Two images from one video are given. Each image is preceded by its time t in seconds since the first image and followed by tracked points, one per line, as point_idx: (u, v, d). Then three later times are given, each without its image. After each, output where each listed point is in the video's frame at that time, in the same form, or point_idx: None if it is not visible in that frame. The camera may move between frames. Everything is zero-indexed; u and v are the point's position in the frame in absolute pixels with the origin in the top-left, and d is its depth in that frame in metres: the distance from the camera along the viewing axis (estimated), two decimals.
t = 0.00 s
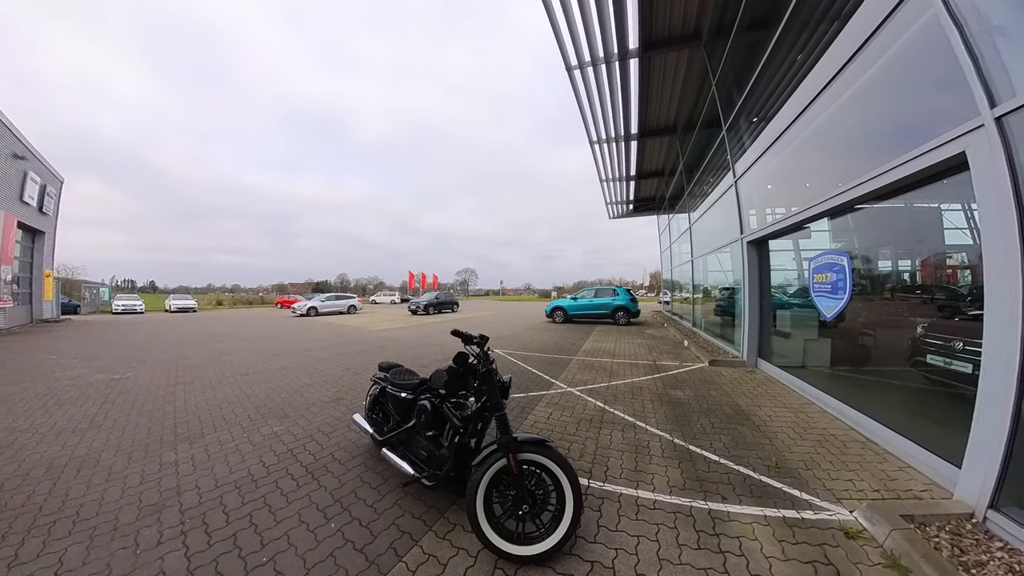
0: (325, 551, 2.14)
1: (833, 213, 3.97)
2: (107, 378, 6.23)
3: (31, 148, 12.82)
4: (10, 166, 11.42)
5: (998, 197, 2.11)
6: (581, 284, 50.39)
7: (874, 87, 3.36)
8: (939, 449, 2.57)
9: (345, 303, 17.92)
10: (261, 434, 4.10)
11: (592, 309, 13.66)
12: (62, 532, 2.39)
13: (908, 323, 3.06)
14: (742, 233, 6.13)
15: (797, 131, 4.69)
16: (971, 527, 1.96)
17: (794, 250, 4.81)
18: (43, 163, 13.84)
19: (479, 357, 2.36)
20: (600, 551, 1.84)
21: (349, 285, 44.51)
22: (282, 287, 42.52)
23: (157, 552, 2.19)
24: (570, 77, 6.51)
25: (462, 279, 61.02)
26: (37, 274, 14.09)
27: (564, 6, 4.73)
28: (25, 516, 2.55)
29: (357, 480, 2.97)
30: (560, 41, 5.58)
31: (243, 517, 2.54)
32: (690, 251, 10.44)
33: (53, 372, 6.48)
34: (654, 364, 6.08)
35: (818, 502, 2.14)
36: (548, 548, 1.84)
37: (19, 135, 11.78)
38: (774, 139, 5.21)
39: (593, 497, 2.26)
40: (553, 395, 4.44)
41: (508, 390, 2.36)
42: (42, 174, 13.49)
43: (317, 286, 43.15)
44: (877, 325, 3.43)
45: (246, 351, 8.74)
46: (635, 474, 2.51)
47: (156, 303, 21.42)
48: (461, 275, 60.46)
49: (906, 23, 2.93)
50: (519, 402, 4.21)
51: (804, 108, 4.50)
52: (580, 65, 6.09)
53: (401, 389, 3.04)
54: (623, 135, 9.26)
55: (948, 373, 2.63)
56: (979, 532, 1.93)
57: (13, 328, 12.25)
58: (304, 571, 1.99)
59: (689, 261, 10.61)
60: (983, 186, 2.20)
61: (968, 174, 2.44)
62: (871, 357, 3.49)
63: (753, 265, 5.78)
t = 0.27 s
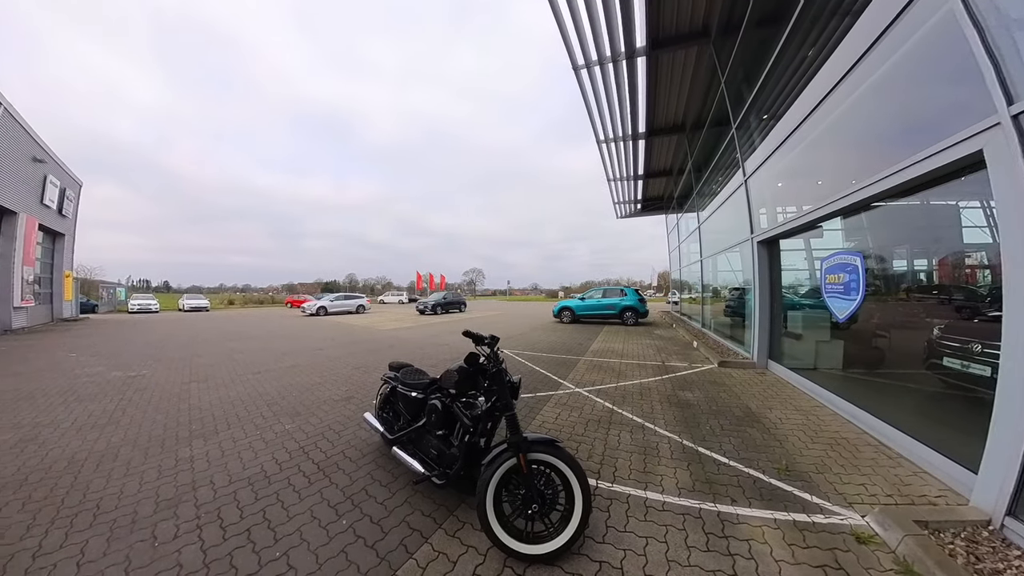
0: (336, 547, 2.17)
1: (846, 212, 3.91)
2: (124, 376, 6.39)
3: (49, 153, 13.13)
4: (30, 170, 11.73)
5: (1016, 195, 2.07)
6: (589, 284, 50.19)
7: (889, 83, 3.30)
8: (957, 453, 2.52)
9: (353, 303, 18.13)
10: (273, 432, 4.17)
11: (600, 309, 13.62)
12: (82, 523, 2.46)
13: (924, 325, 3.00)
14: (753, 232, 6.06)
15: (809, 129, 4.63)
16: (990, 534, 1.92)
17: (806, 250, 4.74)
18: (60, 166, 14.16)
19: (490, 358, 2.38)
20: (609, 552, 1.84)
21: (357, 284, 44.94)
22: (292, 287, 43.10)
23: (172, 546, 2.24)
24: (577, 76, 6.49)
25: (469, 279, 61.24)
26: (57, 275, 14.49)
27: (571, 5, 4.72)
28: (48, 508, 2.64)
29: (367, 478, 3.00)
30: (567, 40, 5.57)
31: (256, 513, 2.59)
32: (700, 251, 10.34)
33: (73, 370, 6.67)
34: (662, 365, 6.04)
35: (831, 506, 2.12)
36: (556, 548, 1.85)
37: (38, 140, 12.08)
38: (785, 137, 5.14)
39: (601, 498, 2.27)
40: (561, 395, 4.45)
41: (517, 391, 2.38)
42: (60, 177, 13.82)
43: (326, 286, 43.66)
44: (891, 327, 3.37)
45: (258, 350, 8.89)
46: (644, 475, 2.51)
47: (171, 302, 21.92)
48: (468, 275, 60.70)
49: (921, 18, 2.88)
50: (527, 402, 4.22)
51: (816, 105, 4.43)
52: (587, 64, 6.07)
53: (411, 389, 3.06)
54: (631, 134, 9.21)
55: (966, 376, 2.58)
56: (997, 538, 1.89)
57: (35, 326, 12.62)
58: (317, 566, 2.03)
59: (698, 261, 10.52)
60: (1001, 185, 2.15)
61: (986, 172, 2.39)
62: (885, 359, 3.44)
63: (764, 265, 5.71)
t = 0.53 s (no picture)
0: (348, 543, 2.20)
1: (866, 210, 3.79)
2: (146, 373, 6.60)
3: (76, 159, 13.63)
4: (58, 176, 12.19)
5: None
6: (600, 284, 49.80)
7: (912, 74, 3.18)
8: (987, 462, 2.42)
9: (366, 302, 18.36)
10: (288, 428, 4.25)
11: (611, 309, 13.50)
12: (106, 513, 2.55)
13: (951, 327, 2.89)
14: (769, 231, 5.92)
15: (828, 123, 4.49)
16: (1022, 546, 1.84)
17: (824, 248, 4.62)
18: (87, 172, 14.69)
19: (503, 358, 2.38)
20: (621, 556, 1.82)
21: (369, 284, 45.49)
22: (306, 286, 43.89)
23: (191, 537, 2.31)
24: (586, 73, 6.44)
25: (479, 279, 61.44)
26: (84, 275, 15.05)
27: (580, 2, 4.68)
28: (74, 497, 2.74)
29: (378, 476, 3.04)
30: (576, 38, 5.53)
31: (271, 507, 2.65)
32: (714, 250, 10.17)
33: (99, 366, 6.92)
34: (675, 366, 5.96)
35: (851, 515, 2.05)
36: (568, 550, 1.84)
37: (66, 147, 12.55)
38: (803, 132, 5.01)
39: (614, 501, 2.25)
40: (573, 396, 4.43)
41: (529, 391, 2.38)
42: (86, 182, 14.33)
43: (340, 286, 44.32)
44: (916, 328, 3.26)
45: (274, 349, 9.08)
46: (657, 478, 2.48)
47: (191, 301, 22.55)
48: (479, 275, 60.89)
49: (946, 7, 2.77)
50: (539, 403, 4.20)
51: (834, 98, 4.30)
52: (597, 61, 6.01)
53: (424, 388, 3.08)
54: (642, 131, 9.09)
55: (997, 381, 2.47)
56: None
57: (63, 324, 13.12)
58: (329, 561, 2.06)
59: (712, 260, 10.35)
60: None
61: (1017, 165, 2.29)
62: (910, 362, 3.32)
63: (781, 264, 5.58)
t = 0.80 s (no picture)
0: (363, 538, 2.24)
1: (895, 205, 3.63)
2: (175, 368, 6.89)
3: (111, 167, 14.32)
4: (94, 183, 12.82)
5: None
6: (615, 284, 49.20)
7: (944, 61, 3.01)
8: None
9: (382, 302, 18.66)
10: (307, 424, 4.36)
11: (627, 309, 13.33)
12: (136, 500, 2.68)
13: (989, 330, 2.74)
14: (792, 228, 5.72)
15: (854, 115, 4.30)
16: None
17: (850, 246, 4.44)
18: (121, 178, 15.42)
19: (517, 358, 2.37)
20: (634, 562, 1.80)
21: (386, 284, 46.20)
22: (325, 286, 44.91)
23: (213, 526, 2.39)
24: (600, 70, 6.36)
25: (494, 279, 61.59)
26: (118, 275, 15.81)
27: None
28: (107, 484, 2.89)
29: (392, 473, 3.08)
30: (589, 34, 5.47)
31: (290, 500, 2.72)
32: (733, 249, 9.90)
33: (132, 361, 7.26)
34: (693, 368, 5.83)
35: (878, 528, 1.96)
36: (581, 553, 1.83)
37: (102, 155, 13.20)
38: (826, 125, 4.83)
39: (628, 505, 2.22)
40: (587, 397, 4.39)
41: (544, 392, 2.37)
42: (120, 188, 15.04)
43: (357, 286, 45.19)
44: (950, 331, 3.10)
45: (294, 347, 9.33)
46: (673, 483, 2.43)
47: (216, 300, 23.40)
48: (493, 275, 61.07)
49: None
50: (553, 404, 4.18)
51: (860, 88, 4.11)
52: (610, 58, 5.93)
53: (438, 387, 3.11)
54: (657, 128, 8.93)
55: None
56: None
57: (100, 322, 13.81)
58: (343, 555, 2.10)
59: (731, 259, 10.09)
60: None
61: None
62: (944, 368, 3.16)
63: (804, 263, 5.39)
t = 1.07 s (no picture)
0: (379, 533, 2.27)
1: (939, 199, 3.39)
2: (207, 363, 7.23)
3: (151, 176, 15.17)
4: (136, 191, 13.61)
5: None
6: (636, 284, 48.26)
7: (993, 41, 2.79)
8: None
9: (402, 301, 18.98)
10: (329, 420, 4.48)
11: (648, 310, 13.03)
12: (168, 486, 2.82)
13: None
14: (825, 225, 5.44)
15: (891, 103, 4.05)
16: None
17: (889, 243, 4.17)
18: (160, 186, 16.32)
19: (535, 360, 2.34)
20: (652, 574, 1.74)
21: (406, 284, 47.03)
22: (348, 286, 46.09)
23: (238, 514, 2.48)
24: (617, 66, 6.23)
25: (512, 279, 61.61)
26: (157, 276, 16.74)
27: None
28: (144, 470, 3.05)
29: (409, 471, 3.11)
30: (604, 29, 5.34)
31: (310, 493, 2.79)
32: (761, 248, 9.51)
33: (168, 356, 7.66)
34: (717, 372, 5.63)
35: (920, 552, 1.82)
36: (596, 562, 1.79)
37: (143, 165, 14.00)
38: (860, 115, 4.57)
39: (646, 514, 2.15)
40: (605, 400, 4.31)
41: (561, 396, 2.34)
42: (159, 195, 15.91)
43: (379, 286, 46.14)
44: (1004, 336, 2.87)
45: (317, 344, 9.61)
46: (693, 493, 2.34)
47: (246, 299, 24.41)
48: (511, 275, 61.11)
49: None
50: (571, 406, 4.13)
51: (897, 74, 3.87)
52: (627, 52, 5.79)
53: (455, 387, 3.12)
54: (678, 123, 8.68)
55: None
56: None
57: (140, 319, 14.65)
58: (359, 549, 2.13)
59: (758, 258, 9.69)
60: None
61: None
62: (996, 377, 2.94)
63: (839, 262, 5.10)
